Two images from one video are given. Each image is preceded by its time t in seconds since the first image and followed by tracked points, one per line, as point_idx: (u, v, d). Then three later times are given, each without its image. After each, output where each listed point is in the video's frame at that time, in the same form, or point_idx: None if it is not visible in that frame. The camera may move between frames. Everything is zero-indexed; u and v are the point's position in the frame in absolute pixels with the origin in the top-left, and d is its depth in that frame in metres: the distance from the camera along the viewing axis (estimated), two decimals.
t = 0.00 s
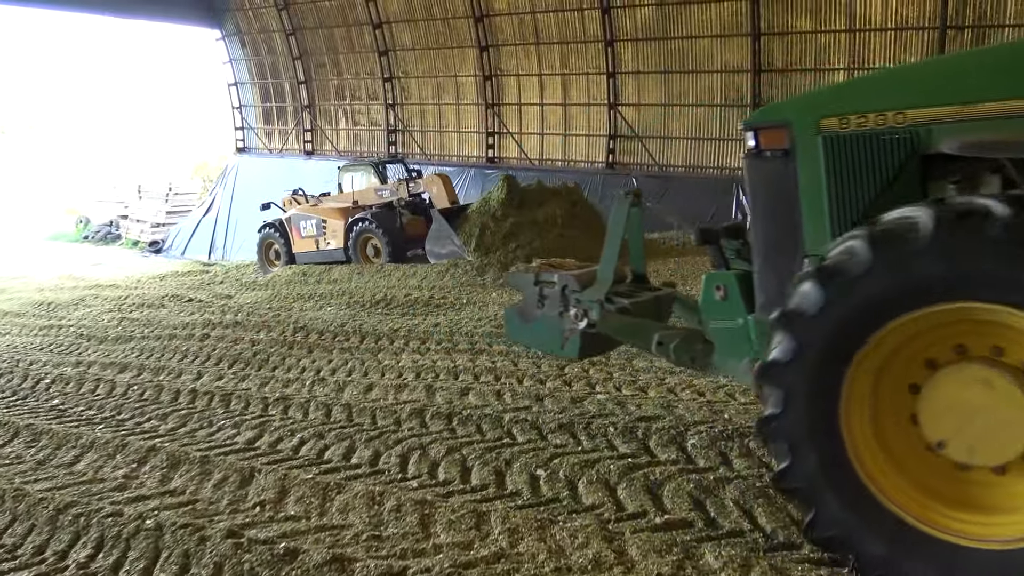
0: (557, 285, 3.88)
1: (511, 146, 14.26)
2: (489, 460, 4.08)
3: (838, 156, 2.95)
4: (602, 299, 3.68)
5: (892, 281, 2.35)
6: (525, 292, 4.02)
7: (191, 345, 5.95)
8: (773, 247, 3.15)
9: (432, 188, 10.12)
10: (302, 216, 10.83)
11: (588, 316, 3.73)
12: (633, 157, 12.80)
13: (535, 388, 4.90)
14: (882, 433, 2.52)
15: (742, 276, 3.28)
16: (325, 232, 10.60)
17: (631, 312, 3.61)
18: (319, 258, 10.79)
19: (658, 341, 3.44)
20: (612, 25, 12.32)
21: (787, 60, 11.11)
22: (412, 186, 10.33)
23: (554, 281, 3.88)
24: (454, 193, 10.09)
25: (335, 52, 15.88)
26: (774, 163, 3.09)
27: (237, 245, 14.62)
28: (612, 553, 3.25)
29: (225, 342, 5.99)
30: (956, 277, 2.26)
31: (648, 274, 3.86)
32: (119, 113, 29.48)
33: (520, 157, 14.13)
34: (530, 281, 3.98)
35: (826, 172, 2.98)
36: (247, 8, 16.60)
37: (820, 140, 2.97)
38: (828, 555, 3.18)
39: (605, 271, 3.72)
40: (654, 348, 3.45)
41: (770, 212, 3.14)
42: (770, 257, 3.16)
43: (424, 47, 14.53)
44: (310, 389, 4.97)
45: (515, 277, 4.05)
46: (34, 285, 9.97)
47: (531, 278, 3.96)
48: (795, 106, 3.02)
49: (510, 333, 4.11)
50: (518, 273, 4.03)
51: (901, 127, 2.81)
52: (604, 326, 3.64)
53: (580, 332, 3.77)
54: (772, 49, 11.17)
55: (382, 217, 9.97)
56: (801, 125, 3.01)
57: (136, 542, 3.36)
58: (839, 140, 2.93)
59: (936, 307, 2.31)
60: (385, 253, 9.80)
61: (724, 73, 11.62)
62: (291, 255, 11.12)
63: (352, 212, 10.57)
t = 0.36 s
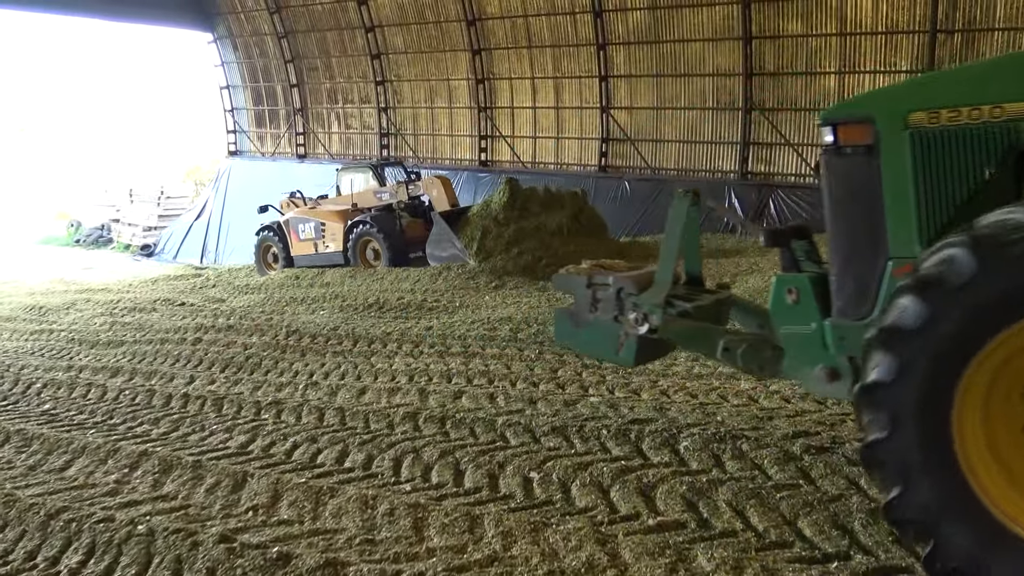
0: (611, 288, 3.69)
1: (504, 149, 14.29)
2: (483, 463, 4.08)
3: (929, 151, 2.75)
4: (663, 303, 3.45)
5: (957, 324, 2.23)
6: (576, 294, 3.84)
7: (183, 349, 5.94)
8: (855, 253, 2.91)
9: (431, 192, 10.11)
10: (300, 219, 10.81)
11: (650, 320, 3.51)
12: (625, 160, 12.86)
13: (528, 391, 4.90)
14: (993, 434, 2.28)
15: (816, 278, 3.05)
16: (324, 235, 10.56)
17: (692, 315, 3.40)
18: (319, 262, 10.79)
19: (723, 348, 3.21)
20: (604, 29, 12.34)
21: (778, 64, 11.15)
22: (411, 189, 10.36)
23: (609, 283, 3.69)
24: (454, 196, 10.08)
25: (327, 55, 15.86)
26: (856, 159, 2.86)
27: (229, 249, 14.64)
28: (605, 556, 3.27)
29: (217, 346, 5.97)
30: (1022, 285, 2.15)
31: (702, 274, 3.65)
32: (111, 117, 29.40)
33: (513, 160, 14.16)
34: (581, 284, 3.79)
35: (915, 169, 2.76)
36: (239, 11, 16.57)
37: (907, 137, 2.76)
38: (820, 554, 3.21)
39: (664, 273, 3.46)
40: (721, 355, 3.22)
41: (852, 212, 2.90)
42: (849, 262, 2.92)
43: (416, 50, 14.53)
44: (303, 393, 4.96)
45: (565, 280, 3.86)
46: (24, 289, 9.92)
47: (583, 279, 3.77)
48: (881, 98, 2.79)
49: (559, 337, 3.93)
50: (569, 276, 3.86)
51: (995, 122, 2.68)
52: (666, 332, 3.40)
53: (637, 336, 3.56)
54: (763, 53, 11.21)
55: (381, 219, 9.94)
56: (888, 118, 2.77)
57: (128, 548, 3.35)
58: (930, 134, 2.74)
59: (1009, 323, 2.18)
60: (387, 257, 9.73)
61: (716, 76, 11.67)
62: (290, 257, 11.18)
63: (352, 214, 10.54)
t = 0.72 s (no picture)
0: (673, 290, 3.79)
1: (498, 153, 14.29)
2: (478, 468, 4.08)
3: None
4: (732, 307, 3.51)
5: None
6: (639, 297, 3.92)
7: (178, 355, 5.92)
8: (945, 251, 2.88)
9: (435, 196, 9.89)
10: (302, 223, 10.80)
11: (719, 324, 3.57)
12: (620, 164, 12.90)
13: (524, 395, 4.90)
14: None
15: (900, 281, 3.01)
16: (326, 239, 10.57)
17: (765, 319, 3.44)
18: (321, 266, 10.77)
19: (799, 354, 3.28)
20: (597, 33, 12.35)
21: (771, 67, 11.17)
22: (415, 192, 10.20)
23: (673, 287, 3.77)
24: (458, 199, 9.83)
25: (321, 60, 15.86)
26: (951, 154, 2.82)
27: (224, 254, 14.67)
28: (601, 560, 3.27)
29: (212, 352, 5.96)
30: None
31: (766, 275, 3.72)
32: (106, 122, 29.37)
33: (507, 164, 14.16)
34: (643, 287, 3.89)
35: (1014, 163, 2.69)
36: (233, 16, 16.56)
37: (1007, 130, 2.69)
38: (815, 556, 3.24)
39: (730, 278, 3.55)
40: (796, 362, 3.30)
41: (941, 208, 2.89)
42: (940, 260, 2.89)
43: (410, 55, 14.54)
44: (298, 398, 4.95)
45: (625, 282, 3.95)
46: (18, 295, 9.90)
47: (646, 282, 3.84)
48: (981, 92, 2.73)
49: (618, 339, 4.04)
50: (629, 278, 3.94)
51: None
52: (736, 338, 3.48)
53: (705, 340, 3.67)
54: (757, 56, 11.23)
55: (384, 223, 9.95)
56: (987, 110, 2.71)
57: (122, 555, 3.34)
58: None
59: None
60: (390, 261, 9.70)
61: (710, 79, 11.68)
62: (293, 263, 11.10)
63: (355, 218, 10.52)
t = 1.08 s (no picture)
0: (739, 292, 3.48)
1: (489, 157, 14.30)
2: (469, 472, 4.07)
3: None
4: (806, 308, 3.21)
5: None
6: (700, 297, 3.62)
7: (168, 360, 5.91)
8: None
9: (439, 199, 9.82)
10: (303, 227, 10.75)
11: (791, 326, 3.26)
12: (611, 168, 12.90)
13: (514, 399, 4.90)
14: None
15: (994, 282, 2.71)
16: (327, 243, 10.53)
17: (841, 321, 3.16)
18: (322, 270, 10.75)
19: (878, 359, 3.04)
20: (588, 37, 12.37)
21: (762, 71, 11.21)
22: (418, 196, 10.05)
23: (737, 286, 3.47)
24: (463, 202, 9.75)
25: (313, 65, 15.85)
26: None
27: (214, 259, 14.63)
28: (591, 564, 3.27)
29: (202, 357, 5.94)
30: None
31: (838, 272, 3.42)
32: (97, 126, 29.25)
33: (499, 168, 14.17)
34: (706, 288, 3.58)
35: None
36: (223, 20, 16.53)
37: None
38: (805, 557, 3.25)
39: (800, 277, 3.28)
40: (875, 367, 3.05)
41: None
42: None
43: (402, 59, 14.54)
44: (288, 403, 4.94)
45: (688, 283, 3.65)
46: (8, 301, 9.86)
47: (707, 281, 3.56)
48: None
49: (680, 344, 3.72)
50: (691, 280, 3.63)
51: None
52: (813, 342, 3.20)
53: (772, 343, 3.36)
54: (747, 60, 11.27)
55: (387, 227, 9.86)
56: None
57: (111, 562, 3.33)
58: None
59: None
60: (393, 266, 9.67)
61: (701, 83, 11.71)
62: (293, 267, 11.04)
63: (358, 221, 10.49)
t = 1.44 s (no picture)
0: (812, 286, 2.90)
1: (478, 160, 14.32)
2: (457, 475, 4.07)
3: None
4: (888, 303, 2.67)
5: None
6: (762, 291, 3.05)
7: (156, 364, 5.89)
8: None
9: (444, 201, 9.72)
10: (304, 229, 10.57)
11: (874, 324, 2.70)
12: (600, 170, 12.91)
13: (503, 401, 4.90)
14: None
15: None
16: (330, 246, 10.31)
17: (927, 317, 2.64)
18: (325, 273, 10.55)
19: (966, 360, 2.58)
20: (576, 39, 12.37)
21: (749, 73, 11.25)
22: (421, 198, 10.03)
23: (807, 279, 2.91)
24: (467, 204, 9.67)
25: (301, 67, 15.83)
26: None
27: (202, 262, 14.59)
28: (580, 566, 3.27)
29: (189, 361, 5.92)
30: None
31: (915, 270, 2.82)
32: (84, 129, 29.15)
33: (488, 171, 14.20)
34: (772, 280, 3.00)
35: None
36: (210, 23, 16.48)
37: None
38: (793, 557, 3.26)
39: (881, 268, 2.74)
40: (964, 369, 2.59)
41: None
42: None
43: (390, 62, 14.53)
44: (276, 407, 4.93)
45: (750, 275, 3.08)
46: None
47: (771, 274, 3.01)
48: None
49: (739, 343, 3.15)
50: (754, 273, 3.07)
51: None
52: (898, 341, 2.67)
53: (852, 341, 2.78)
54: (734, 62, 11.31)
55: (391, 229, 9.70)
56: None
57: (96, 568, 3.31)
58: None
59: None
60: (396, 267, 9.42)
61: (689, 85, 11.74)
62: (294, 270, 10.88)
63: (360, 223, 10.32)
